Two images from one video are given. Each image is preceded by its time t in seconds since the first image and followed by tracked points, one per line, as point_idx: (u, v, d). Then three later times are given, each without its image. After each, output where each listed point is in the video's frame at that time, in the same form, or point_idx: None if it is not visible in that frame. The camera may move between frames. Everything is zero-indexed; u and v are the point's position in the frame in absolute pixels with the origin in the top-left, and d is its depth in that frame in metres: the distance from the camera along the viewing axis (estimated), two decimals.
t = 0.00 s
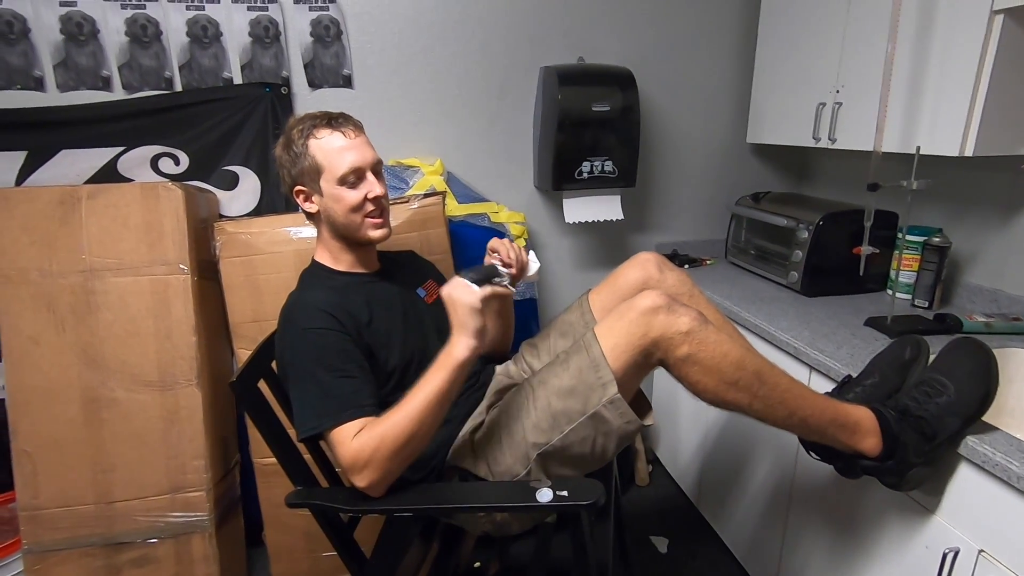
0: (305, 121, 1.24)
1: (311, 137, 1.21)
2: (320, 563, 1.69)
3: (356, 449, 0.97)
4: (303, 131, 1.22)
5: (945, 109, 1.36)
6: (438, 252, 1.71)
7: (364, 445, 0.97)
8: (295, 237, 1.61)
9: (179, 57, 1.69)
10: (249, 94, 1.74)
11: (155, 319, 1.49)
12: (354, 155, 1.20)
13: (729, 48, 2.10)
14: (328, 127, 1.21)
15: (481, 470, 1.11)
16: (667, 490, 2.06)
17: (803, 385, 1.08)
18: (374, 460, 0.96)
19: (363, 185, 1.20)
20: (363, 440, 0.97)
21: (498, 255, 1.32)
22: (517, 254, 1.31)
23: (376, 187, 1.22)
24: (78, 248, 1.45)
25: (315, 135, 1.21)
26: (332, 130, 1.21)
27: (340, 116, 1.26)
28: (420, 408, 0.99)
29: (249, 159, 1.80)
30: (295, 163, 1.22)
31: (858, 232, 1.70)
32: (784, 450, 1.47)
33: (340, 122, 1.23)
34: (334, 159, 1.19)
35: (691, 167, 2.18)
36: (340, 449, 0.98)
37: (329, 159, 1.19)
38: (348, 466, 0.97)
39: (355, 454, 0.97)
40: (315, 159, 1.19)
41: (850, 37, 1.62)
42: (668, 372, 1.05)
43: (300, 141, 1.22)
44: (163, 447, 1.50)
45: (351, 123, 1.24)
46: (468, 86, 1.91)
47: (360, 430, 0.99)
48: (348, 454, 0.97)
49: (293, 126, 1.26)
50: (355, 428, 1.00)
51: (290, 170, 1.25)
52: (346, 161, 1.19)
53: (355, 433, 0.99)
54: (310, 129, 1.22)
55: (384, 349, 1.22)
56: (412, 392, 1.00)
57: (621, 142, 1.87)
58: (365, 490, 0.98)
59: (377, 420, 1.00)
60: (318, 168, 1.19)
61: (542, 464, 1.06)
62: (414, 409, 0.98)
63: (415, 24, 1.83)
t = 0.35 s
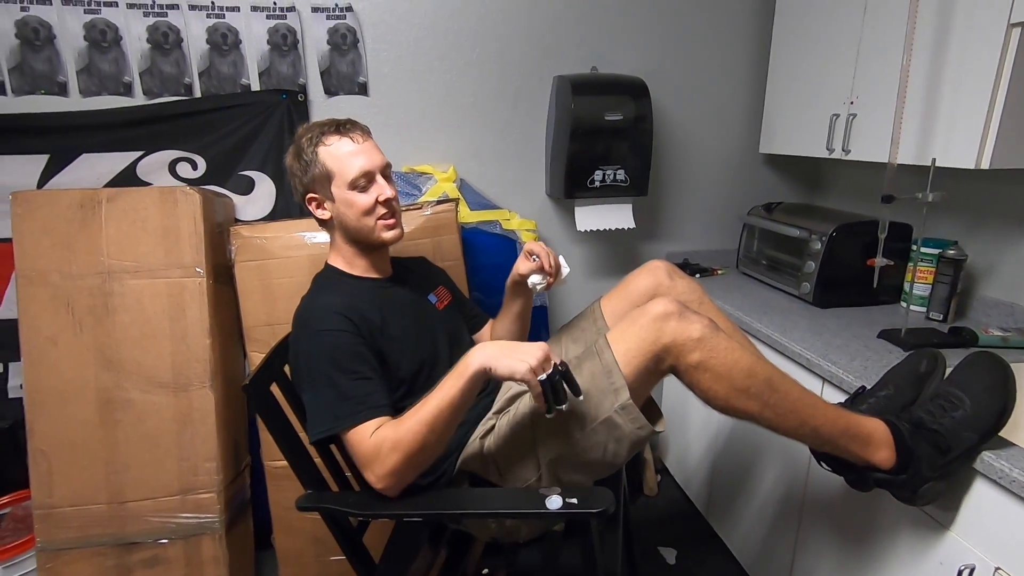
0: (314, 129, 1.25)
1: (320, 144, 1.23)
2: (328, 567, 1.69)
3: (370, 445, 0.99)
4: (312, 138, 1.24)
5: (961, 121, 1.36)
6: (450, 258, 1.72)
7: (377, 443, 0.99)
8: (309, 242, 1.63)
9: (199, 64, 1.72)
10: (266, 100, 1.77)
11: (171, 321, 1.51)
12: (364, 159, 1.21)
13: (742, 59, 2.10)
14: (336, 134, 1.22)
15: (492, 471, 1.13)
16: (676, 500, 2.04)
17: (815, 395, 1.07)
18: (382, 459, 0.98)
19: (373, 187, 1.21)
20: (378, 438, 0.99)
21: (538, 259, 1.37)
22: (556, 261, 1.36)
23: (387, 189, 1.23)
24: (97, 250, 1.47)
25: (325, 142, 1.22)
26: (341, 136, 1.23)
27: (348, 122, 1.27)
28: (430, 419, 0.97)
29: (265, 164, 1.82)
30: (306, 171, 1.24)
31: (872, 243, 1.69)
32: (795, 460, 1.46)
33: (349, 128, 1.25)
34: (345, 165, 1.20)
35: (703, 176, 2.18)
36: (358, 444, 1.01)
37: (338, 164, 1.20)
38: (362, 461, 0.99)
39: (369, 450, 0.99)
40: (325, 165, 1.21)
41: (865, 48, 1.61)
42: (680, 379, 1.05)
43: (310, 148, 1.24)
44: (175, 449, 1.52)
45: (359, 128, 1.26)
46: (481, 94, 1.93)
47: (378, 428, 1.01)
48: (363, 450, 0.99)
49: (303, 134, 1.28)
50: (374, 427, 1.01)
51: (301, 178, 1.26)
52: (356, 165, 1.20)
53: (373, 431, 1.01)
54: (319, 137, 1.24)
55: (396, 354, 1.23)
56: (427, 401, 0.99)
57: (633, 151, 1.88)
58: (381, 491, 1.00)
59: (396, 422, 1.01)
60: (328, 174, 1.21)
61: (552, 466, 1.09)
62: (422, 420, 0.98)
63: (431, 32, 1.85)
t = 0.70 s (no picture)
0: (302, 138, 1.25)
1: (309, 154, 1.23)
2: (328, 568, 1.69)
3: (397, 429, 0.99)
4: (301, 148, 1.24)
5: (965, 129, 1.36)
6: (453, 260, 1.73)
7: (405, 425, 0.99)
8: (313, 242, 1.63)
9: (206, 65, 1.73)
10: (273, 102, 1.78)
11: (175, 320, 1.52)
12: (354, 165, 1.21)
13: (747, 65, 2.11)
14: (321, 142, 1.22)
15: (493, 480, 1.13)
16: (676, 505, 2.04)
17: (816, 401, 1.07)
18: (415, 438, 0.99)
19: (367, 191, 1.22)
20: (402, 419, 0.99)
21: (556, 249, 1.42)
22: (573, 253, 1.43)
23: (381, 192, 1.23)
24: (103, 248, 1.48)
25: (313, 151, 1.22)
26: (326, 144, 1.23)
27: (331, 127, 1.27)
28: (455, 386, 1.00)
29: (271, 165, 1.83)
30: (299, 181, 1.25)
31: (875, 250, 1.70)
32: (797, 466, 1.45)
33: (333, 134, 1.24)
34: (335, 173, 1.20)
35: (706, 182, 2.18)
36: (378, 431, 1.00)
37: (329, 173, 1.21)
38: (389, 446, 0.99)
39: (397, 434, 0.99)
40: (317, 176, 1.22)
41: (870, 55, 1.62)
42: (681, 385, 1.05)
43: (299, 159, 1.24)
44: (178, 447, 1.53)
45: (343, 132, 1.26)
46: (486, 98, 1.94)
47: (395, 412, 1.01)
48: (389, 434, 0.99)
49: (292, 144, 1.28)
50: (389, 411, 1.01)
51: (296, 187, 1.27)
52: (346, 172, 1.21)
53: (390, 416, 1.01)
54: (305, 146, 1.24)
55: (398, 356, 1.24)
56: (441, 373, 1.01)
57: (636, 156, 1.88)
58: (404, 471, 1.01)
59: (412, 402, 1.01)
60: (321, 183, 1.22)
61: (554, 475, 1.07)
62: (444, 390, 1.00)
63: (436, 36, 1.86)
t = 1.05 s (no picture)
0: (288, 154, 1.23)
1: (297, 170, 1.20)
2: (326, 572, 1.69)
3: (427, 410, 1.03)
4: (289, 163, 1.22)
5: (966, 140, 1.36)
6: (455, 266, 1.73)
7: (434, 407, 1.03)
8: (317, 247, 1.64)
9: (212, 70, 1.74)
10: (277, 107, 1.79)
11: (178, 323, 1.52)
12: (344, 179, 1.20)
13: (750, 73, 2.12)
14: (309, 158, 1.20)
15: (494, 484, 1.12)
16: (676, 514, 2.04)
17: (816, 409, 1.07)
18: (445, 418, 1.03)
19: (360, 204, 1.21)
20: (431, 401, 1.04)
21: (556, 254, 1.37)
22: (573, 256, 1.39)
23: (373, 203, 1.22)
24: (107, 251, 1.49)
25: (301, 167, 1.20)
26: (314, 159, 1.21)
27: (315, 140, 1.24)
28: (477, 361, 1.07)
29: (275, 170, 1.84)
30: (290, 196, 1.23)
31: (876, 260, 1.70)
32: (797, 474, 1.45)
33: (319, 148, 1.22)
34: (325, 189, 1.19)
35: (708, 190, 2.19)
36: (408, 416, 1.03)
37: (320, 190, 1.19)
38: (420, 428, 1.03)
39: (427, 415, 1.03)
40: (307, 191, 1.20)
41: (871, 65, 1.63)
42: (682, 392, 1.06)
43: (288, 176, 1.22)
44: (179, 450, 1.53)
45: (328, 146, 1.23)
46: (489, 105, 1.95)
47: (422, 395, 1.05)
48: (420, 417, 1.03)
49: (279, 160, 1.25)
50: (414, 393, 1.06)
51: (289, 204, 1.25)
52: (337, 186, 1.19)
53: (419, 399, 1.05)
54: (293, 162, 1.21)
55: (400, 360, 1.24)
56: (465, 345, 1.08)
57: (638, 163, 1.89)
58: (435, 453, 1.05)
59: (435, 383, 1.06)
60: (313, 198, 1.20)
61: (555, 479, 1.08)
62: (472, 361, 1.06)
63: (440, 43, 1.87)
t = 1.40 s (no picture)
0: (313, 144, 1.27)
1: (319, 158, 1.24)
2: None
3: (377, 456, 0.99)
4: (313, 153, 1.26)
5: (964, 147, 1.37)
6: (454, 270, 1.74)
7: (384, 453, 0.98)
8: (316, 251, 1.65)
9: (213, 74, 1.75)
10: (277, 111, 1.80)
11: (177, 327, 1.52)
12: (364, 171, 1.22)
13: (748, 79, 2.13)
14: (336, 147, 1.24)
15: (492, 491, 1.12)
16: (674, 518, 2.04)
17: (815, 415, 1.07)
18: (394, 470, 0.97)
19: (374, 199, 1.22)
20: (384, 447, 0.99)
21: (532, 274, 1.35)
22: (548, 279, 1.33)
23: (387, 200, 1.24)
24: (107, 255, 1.49)
25: (324, 155, 1.24)
26: (339, 149, 1.25)
27: (344, 136, 1.29)
28: (444, 414, 1.00)
29: (275, 174, 1.85)
30: (308, 184, 1.25)
31: (875, 265, 1.70)
32: (796, 480, 1.45)
33: (348, 141, 1.26)
34: (344, 176, 1.21)
35: (707, 195, 2.20)
36: (361, 456, 1.00)
37: (338, 178, 1.21)
38: (367, 473, 0.98)
39: (376, 461, 0.98)
40: (325, 178, 1.22)
41: (870, 72, 1.63)
42: (681, 399, 1.06)
43: (309, 163, 1.25)
44: (177, 454, 1.53)
45: (356, 142, 1.28)
46: (489, 110, 1.95)
47: (381, 437, 1.01)
48: (369, 462, 0.99)
49: (303, 150, 1.29)
50: (375, 434, 1.02)
51: (302, 192, 1.28)
52: (355, 176, 1.21)
53: (376, 440, 1.01)
54: (319, 150, 1.25)
55: (398, 366, 1.24)
56: (435, 398, 1.02)
57: (637, 169, 1.90)
58: (382, 500, 0.99)
59: (396, 428, 1.02)
60: (328, 187, 1.22)
61: (552, 486, 1.07)
62: (436, 417, 1.00)
63: (441, 48, 1.88)
